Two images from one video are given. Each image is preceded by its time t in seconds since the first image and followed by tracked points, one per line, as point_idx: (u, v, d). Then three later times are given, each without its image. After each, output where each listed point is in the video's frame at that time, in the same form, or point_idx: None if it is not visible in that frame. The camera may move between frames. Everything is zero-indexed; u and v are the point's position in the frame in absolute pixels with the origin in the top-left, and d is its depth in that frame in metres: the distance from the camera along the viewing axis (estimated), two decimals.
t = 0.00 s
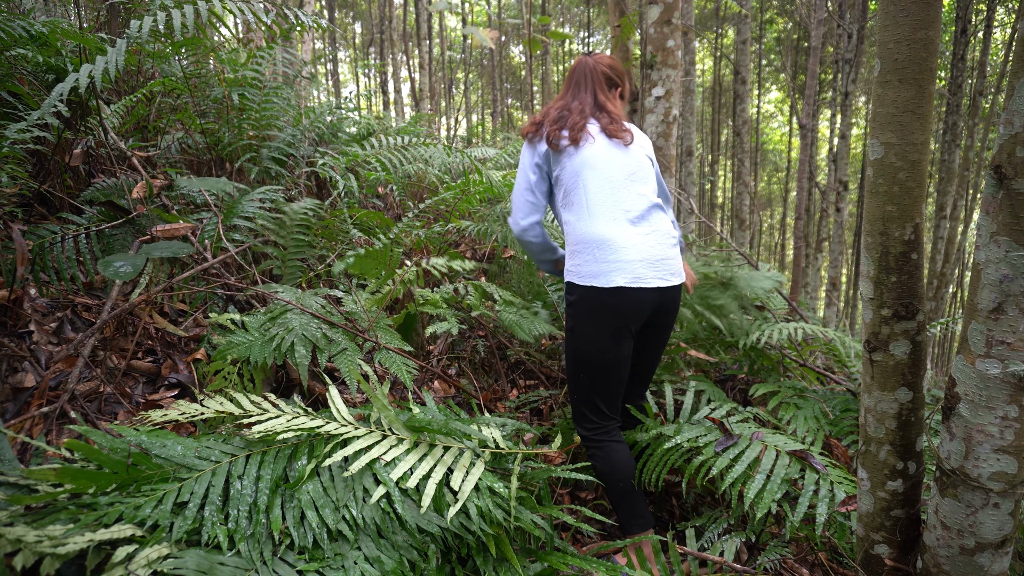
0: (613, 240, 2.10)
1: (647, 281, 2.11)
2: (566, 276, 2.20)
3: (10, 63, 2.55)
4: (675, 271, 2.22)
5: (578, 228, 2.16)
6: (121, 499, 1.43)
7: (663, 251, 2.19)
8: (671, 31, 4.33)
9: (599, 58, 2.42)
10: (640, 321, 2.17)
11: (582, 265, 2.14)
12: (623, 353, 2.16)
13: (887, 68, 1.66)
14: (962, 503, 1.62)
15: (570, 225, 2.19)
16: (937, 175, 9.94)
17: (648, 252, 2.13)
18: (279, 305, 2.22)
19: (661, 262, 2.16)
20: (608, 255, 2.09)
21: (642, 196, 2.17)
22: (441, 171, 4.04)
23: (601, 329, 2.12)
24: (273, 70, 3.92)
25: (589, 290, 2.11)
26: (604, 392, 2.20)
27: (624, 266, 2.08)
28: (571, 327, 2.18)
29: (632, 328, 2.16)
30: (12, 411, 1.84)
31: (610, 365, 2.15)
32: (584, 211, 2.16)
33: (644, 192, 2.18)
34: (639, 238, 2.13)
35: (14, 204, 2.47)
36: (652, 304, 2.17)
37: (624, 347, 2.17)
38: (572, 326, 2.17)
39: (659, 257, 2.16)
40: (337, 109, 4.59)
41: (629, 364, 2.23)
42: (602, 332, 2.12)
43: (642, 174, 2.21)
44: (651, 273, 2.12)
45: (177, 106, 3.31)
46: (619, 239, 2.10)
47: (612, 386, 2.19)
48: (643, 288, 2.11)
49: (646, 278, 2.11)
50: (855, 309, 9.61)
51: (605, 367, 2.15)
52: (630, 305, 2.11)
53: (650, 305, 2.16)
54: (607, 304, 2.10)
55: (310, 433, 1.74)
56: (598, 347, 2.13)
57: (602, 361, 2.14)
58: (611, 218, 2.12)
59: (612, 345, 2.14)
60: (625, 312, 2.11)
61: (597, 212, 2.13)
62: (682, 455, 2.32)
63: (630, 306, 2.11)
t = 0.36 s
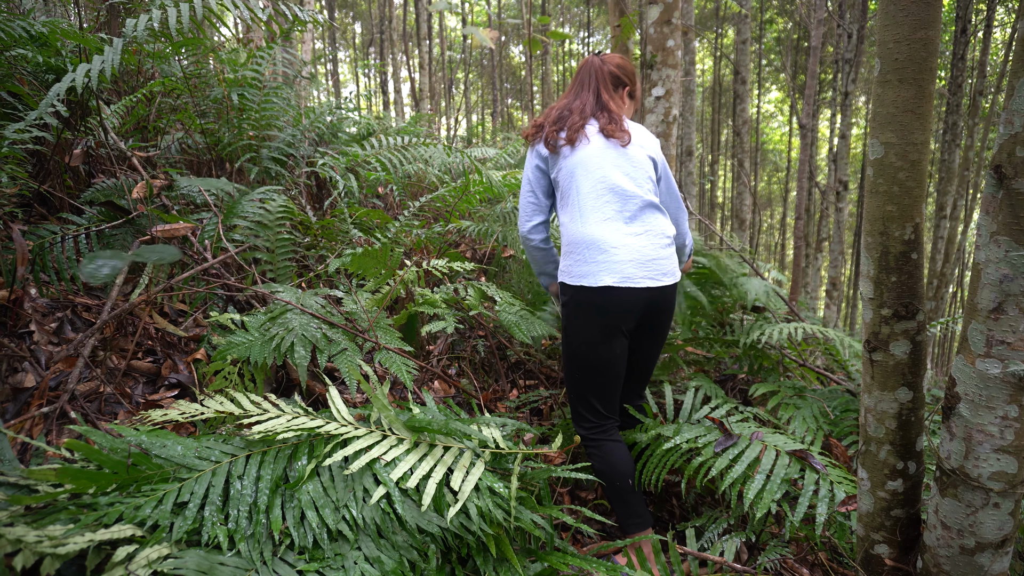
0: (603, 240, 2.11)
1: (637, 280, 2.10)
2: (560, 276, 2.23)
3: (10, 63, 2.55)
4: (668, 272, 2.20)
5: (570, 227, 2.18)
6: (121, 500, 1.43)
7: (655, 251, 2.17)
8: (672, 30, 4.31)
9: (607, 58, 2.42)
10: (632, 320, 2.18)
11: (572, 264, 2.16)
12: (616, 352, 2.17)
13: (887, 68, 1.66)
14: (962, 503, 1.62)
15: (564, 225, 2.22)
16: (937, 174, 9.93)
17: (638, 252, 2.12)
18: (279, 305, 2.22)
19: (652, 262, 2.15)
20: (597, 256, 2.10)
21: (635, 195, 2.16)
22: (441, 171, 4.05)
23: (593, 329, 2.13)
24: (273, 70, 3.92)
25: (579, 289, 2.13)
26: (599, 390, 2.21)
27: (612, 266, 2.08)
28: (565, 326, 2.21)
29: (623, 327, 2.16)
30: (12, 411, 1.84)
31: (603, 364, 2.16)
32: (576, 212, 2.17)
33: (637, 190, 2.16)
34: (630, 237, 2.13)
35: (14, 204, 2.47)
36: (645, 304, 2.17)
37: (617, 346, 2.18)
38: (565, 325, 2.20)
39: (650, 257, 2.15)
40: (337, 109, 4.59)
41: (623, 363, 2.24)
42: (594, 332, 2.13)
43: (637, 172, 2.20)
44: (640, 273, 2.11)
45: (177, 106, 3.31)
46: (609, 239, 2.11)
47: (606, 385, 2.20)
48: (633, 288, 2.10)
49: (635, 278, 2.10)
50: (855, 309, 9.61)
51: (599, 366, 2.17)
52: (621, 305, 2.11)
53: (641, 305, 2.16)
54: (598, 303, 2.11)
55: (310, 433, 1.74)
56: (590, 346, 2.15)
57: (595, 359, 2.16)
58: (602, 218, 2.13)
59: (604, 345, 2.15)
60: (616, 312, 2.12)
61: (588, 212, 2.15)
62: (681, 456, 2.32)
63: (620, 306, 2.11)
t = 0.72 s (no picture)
0: (593, 240, 2.14)
1: (626, 279, 2.12)
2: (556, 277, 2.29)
3: (10, 63, 2.55)
4: (662, 269, 2.20)
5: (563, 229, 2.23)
6: (121, 500, 1.43)
7: (649, 249, 2.17)
8: (671, 30, 4.30)
9: (607, 55, 2.41)
10: (624, 319, 2.19)
11: (565, 265, 2.21)
12: (608, 350, 2.19)
13: (887, 68, 1.66)
14: (962, 503, 1.62)
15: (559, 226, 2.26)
16: (937, 174, 9.93)
17: (628, 251, 2.13)
18: (278, 305, 2.22)
19: (643, 261, 2.15)
20: (587, 255, 2.14)
21: (627, 194, 2.16)
22: (441, 171, 4.06)
23: (585, 327, 2.17)
24: (273, 70, 3.92)
25: (572, 290, 2.17)
26: (593, 389, 2.24)
27: (601, 266, 2.11)
28: (561, 326, 2.25)
29: (615, 326, 2.18)
30: (12, 411, 1.84)
31: (596, 363, 2.19)
32: (568, 212, 2.21)
33: (629, 188, 2.16)
34: (620, 237, 2.14)
35: (14, 204, 2.46)
36: (638, 301, 2.18)
37: (610, 344, 2.20)
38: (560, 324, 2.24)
39: (642, 256, 2.15)
40: (337, 109, 4.59)
41: (618, 360, 2.25)
42: (587, 330, 2.17)
43: (629, 169, 2.18)
44: (630, 272, 2.12)
45: (177, 106, 3.31)
46: (600, 239, 2.13)
47: (600, 384, 2.23)
48: (623, 287, 2.12)
49: (625, 277, 2.12)
50: (855, 309, 9.61)
51: (593, 364, 2.20)
52: (611, 304, 2.13)
53: (633, 304, 2.17)
54: (590, 302, 2.14)
55: (310, 433, 1.74)
56: (583, 346, 2.19)
57: (588, 358, 2.19)
58: (593, 218, 2.16)
59: (596, 343, 2.18)
60: (607, 311, 2.14)
61: (579, 213, 2.18)
62: (680, 456, 2.32)
63: (611, 305, 2.13)
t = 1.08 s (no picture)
0: (577, 241, 2.17)
1: (608, 280, 2.11)
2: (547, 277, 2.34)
3: (9, 63, 2.55)
4: (648, 270, 2.17)
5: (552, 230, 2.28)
6: (121, 500, 1.43)
7: (634, 249, 2.15)
8: (671, 30, 4.30)
9: (610, 56, 2.42)
10: (609, 319, 2.18)
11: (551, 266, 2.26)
12: (594, 351, 2.20)
13: (887, 68, 1.66)
14: (962, 503, 1.62)
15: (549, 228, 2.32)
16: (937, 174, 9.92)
17: (612, 251, 2.13)
18: (277, 305, 2.22)
19: (627, 262, 2.13)
20: (571, 256, 2.16)
21: (613, 194, 2.16)
22: (441, 171, 4.07)
23: (570, 328, 2.19)
24: (273, 70, 3.92)
25: (557, 290, 2.20)
26: (579, 388, 2.26)
27: (583, 267, 2.13)
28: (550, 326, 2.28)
29: (600, 327, 2.18)
30: (11, 411, 1.84)
31: (580, 362, 2.22)
32: (557, 214, 2.25)
33: (614, 189, 2.16)
34: (605, 237, 2.14)
35: (14, 204, 2.46)
36: (622, 302, 2.17)
37: (596, 345, 2.20)
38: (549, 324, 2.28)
39: (627, 257, 2.14)
40: (337, 109, 4.59)
41: (606, 361, 2.25)
42: (572, 331, 2.19)
43: (616, 170, 2.18)
44: (612, 273, 2.12)
45: (177, 106, 3.31)
46: (584, 240, 2.15)
47: (585, 384, 2.24)
48: (606, 288, 2.12)
49: (607, 278, 2.12)
50: (855, 309, 9.61)
51: (579, 364, 2.22)
52: (595, 304, 2.14)
53: (617, 304, 2.16)
54: (573, 302, 2.16)
55: (310, 433, 1.74)
56: (568, 345, 2.22)
57: (573, 357, 2.22)
58: (578, 220, 2.18)
59: (581, 344, 2.20)
60: (590, 311, 2.14)
61: (566, 215, 2.22)
62: (679, 456, 2.32)
63: (595, 306, 2.14)
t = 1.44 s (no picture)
0: (575, 239, 2.15)
1: (606, 280, 2.12)
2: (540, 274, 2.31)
3: (10, 63, 2.55)
4: (645, 272, 2.19)
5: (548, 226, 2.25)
6: (120, 500, 1.43)
7: (631, 251, 2.16)
8: (671, 30, 4.30)
9: (622, 66, 2.42)
10: (607, 320, 2.18)
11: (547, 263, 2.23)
12: (592, 351, 2.20)
13: (887, 69, 1.66)
14: (962, 503, 1.62)
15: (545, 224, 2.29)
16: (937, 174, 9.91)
17: (611, 252, 2.13)
18: (277, 305, 2.22)
19: (625, 263, 2.14)
20: (569, 254, 2.15)
21: (612, 195, 2.17)
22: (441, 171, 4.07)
23: (568, 327, 2.18)
24: (273, 70, 3.92)
25: (553, 289, 2.19)
26: (576, 387, 2.25)
27: (582, 265, 2.12)
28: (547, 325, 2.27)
29: (598, 327, 2.18)
30: (11, 411, 1.84)
31: (578, 362, 2.21)
32: (555, 211, 2.23)
33: (615, 191, 2.17)
34: (603, 237, 2.14)
35: (14, 204, 2.46)
36: (620, 303, 2.17)
37: (593, 345, 2.20)
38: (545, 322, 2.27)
39: (625, 257, 2.15)
40: (338, 109, 4.60)
41: (603, 361, 2.25)
42: (570, 330, 2.18)
43: (616, 172, 2.20)
44: (610, 273, 2.12)
45: (176, 106, 3.31)
46: (582, 239, 2.15)
47: (583, 383, 2.24)
48: (604, 288, 2.12)
49: (605, 278, 2.12)
50: (855, 309, 9.61)
51: (577, 364, 2.21)
52: (593, 304, 2.13)
53: (615, 305, 2.17)
54: (570, 301, 2.15)
55: (310, 433, 1.74)
56: (565, 344, 2.21)
57: (571, 357, 2.21)
58: (577, 219, 2.17)
59: (579, 343, 2.19)
60: (589, 310, 2.14)
61: (564, 212, 2.20)
62: (679, 456, 2.32)
63: (593, 305, 2.14)
